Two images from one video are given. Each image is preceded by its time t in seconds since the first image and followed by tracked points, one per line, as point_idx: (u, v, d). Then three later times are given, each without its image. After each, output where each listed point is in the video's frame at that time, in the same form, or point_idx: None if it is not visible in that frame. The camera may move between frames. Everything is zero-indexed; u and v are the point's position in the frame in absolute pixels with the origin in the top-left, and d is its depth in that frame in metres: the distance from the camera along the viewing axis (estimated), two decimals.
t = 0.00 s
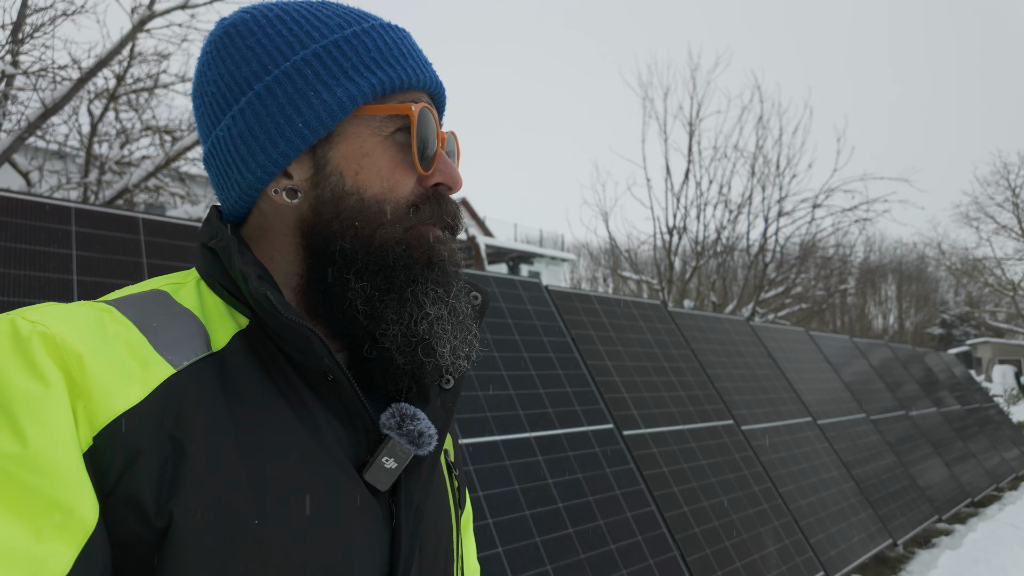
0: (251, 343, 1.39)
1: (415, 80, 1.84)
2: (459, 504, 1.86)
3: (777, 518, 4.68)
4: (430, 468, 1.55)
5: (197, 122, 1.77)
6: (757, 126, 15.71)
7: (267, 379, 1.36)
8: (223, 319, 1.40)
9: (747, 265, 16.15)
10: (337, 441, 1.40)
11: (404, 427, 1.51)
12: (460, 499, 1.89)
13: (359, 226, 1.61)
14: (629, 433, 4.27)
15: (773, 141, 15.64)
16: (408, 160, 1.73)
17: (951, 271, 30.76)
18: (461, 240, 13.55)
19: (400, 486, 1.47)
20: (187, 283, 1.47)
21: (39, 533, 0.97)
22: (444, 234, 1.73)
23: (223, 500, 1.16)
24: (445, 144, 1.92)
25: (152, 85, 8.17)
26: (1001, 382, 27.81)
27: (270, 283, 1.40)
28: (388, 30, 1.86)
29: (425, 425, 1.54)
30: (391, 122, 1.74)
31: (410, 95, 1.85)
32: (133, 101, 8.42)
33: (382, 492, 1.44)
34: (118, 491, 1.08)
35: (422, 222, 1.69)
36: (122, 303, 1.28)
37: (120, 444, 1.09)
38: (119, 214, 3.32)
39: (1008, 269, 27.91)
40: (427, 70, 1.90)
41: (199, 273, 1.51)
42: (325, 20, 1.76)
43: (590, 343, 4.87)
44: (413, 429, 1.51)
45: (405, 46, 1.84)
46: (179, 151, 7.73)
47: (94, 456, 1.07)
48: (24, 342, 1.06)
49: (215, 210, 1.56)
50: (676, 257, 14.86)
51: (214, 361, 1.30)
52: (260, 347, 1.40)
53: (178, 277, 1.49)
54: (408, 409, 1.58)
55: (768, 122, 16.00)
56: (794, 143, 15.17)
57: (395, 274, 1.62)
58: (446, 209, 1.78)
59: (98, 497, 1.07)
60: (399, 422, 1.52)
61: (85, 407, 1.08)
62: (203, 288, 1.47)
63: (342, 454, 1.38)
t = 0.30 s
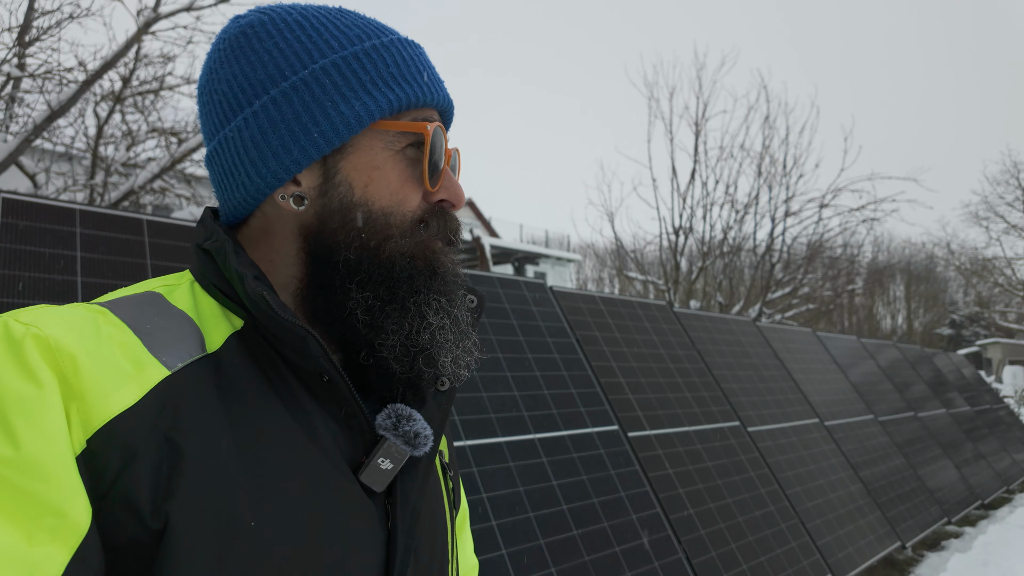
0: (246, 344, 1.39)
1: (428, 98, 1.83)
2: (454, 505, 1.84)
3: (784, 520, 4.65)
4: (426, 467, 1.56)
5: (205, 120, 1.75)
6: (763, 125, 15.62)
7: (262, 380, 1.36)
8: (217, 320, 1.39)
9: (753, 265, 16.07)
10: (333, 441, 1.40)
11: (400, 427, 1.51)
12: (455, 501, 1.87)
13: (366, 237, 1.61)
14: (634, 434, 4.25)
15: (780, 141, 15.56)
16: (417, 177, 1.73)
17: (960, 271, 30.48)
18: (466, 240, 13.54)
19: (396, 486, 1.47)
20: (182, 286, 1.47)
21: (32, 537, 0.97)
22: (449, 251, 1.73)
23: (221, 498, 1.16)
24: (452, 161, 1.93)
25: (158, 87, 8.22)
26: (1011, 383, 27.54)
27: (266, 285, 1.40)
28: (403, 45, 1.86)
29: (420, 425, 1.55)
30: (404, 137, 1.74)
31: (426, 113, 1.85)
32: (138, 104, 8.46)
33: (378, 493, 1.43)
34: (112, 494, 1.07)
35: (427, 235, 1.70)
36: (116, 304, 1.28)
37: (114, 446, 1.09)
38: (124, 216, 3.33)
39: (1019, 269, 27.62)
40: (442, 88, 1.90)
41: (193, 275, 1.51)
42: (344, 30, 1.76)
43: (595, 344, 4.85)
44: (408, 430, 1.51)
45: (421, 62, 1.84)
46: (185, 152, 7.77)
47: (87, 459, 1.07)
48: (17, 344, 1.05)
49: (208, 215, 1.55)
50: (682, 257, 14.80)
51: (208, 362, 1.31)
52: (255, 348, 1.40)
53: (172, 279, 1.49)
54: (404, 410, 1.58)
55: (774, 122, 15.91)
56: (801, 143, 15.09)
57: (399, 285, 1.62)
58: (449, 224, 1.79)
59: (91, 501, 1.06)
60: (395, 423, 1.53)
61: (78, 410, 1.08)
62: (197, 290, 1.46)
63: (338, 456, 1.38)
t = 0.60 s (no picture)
0: (234, 351, 1.39)
1: (321, 64, 1.83)
2: (449, 517, 1.77)
3: (791, 523, 4.61)
4: (413, 476, 1.50)
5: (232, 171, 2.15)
6: (771, 125, 15.52)
7: (248, 387, 1.36)
8: (205, 326, 1.40)
9: (761, 265, 15.98)
10: (318, 448, 1.38)
11: (386, 435, 1.47)
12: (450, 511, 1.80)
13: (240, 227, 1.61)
14: (640, 437, 4.22)
15: (788, 140, 15.45)
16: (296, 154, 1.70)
17: (971, 271, 30.18)
18: (473, 242, 13.53)
19: (383, 495, 1.43)
20: (173, 293, 1.48)
21: (23, 532, 0.97)
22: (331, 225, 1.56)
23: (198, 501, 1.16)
24: (377, 138, 1.81)
25: (164, 90, 8.26)
26: None
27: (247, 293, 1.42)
28: (319, 28, 1.90)
29: (407, 433, 1.50)
30: (285, 120, 1.74)
31: (322, 84, 1.84)
32: (145, 106, 8.51)
33: (365, 501, 1.40)
34: (93, 495, 1.09)
35: (298, 214, 1.55)
36: (106, 310, 1.29)
37: (98, 448, 1.10)
38: (128, 219, 3.35)
39: None
40: (351, 55, 1.86)
41: (184, 282, 1.51)
42: (267, 38, 1.92)
43: (600, 345, 4.83)
44: (394, 437, 1.47)
45: (318, 35, 1.85)
46: (191, 154, 7.82)
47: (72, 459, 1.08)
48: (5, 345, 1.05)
49: (205, 224, 1.60)
50: (689, 258, 14.72)
51: (193, 370, 1.31)
52: (242, 354, 1.40)
53: (164, 287, 1.50)
54: (390, 416, 1.53)
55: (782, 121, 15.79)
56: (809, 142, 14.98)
57: (272, 273, 1.51)
58: (338, 205, 1.61)
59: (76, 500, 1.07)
60: (381, 430, 1.47)
61: (64, 411, 1.08)
62: (188, 298, 1.47)
63: (324, 464, 1.36)
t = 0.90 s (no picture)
0: (249, 364, 1.41)
1: (314, 83, 1.85)
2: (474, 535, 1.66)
3: (801, 527, 4.58)
4: (425, 494, 1.45)
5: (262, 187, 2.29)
6: (779, 125, 15.44)
7: (259, 401, 1.37)
8: (225, 336, 1.43)
9: (768, 266, 15.90)
10: (325, 462, 1.36)
11: (392, 452, 1.40)
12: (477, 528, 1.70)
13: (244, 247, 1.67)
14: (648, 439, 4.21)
15: (796, 140, 15.37)
16: (294, 177, 1.75)
17: (981, 272, 29.97)
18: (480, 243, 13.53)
19: (391, 513, 1.39)
20: (199, 305, 1.53)
21: (53, 525, 1.01)
22: (328, 244, 1.60)
23: (195, 510, 1.16)
24: (375, 154, 1.82)
25: (173, 93, 8.31)
26: None
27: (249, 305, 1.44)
28: (319, 44, 1.94)
29: (414, 451, 1.43)
30: (280, 139, 1.80)
31: (317, 102, 1.88)
32: (154, 109, 8.56)
33: (372, 519, 1.36)
34: (106, 496, 1.11)
35: (296, 236, 1.59)
36: (132, 320, 1.34)
37: (111, 453, 1.12)
38: (137, 222, 3.36)
39: None
40: (344, 70, 1.87)
41: (211, 294, 1.56)
42: (272, 62, 1.99)
43: (608, 348, 4.82)
44: (399, 456, 1.40)
45: (313, 53, 1.88)
46: (200, 157, 7.86)
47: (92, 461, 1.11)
48: (35, 351, 1.11)
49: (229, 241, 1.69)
50: (696, 259, 14.68)
51: (207, 381, 1.33)
52: (257, 366, 1.42)
53: (193, 298, 1.56)
54: (399, 433, 1.47)
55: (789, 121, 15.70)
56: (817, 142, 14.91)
57: (274, 291, 1.54)
58: (333, 223, 1.64)
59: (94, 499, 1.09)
60: (387, 446, 1.42)
61: (85, 415, 1.12)
62: (212, 309, 1.52)
63: (330, 480, 1.34)
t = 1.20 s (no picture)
0: (274, 367, 1.43)
1: (332, 90, 1.86)
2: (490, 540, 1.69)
3: (806, 528, 4.56)
4: (447, 496, 1.48)
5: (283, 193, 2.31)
6: (782, 125, 15.40)
7: (285, 404, 1.38)
8: (250, 342, 1.45)
9: (772, 266, 15.86)
10: (349, 466, 1.38)
11: (416, 456, 1.43)
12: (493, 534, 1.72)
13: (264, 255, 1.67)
14: (653, 441, 4.20)
15: (800, 140, 15.32)
16: (315, 183, 1.75)
17: (985, 272, 29.82)
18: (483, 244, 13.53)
19: (413, 517, 1.41)
20: (224, 308, 1.55)
21: (77, 526, 1.01)
22: (346, 254, 1.60)
23: (223, 512, 1.16)
24: (393, 158, 1.82)
25: (178, 94, 8.33)
26: None
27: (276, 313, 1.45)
28: (337, 50, 1.95)
29: (437, 454, 1.46)
30: (300, 146, 1.80)
31: (335, 109, 1.88)
32: (159, 111, 8.59)
33: (395, 523, 1.38)
34: (131, 497, 1.11)
35: (316, 243, 1.59)
36: (159, 322, 1.34)
37: (138, 454, 1.12)
38: (144, 223, 3.37)
39: None
40: (362, 76, 1.87)
41: (235, 298, 1.59)
42: (291, 69, 2.00)
43: (613, 349, 4.81)
44: (423, 459, 1.43)
45: (332, 60, 1.89)
46: (204, 158, 7.87)
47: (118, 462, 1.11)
48: (65, 351, 1.11)
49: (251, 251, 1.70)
50: (700, 259, 14.64)
51: (233, 384, 1.34)
52: (283, 371, 1.44)
53: (218, 302, 1.58)
54: (422, 436, 1.49)
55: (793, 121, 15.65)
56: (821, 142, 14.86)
57: (297, 298, 1.53)
58: (352, 231, 1.64)
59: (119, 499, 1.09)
60: (411, 450, 1.44)
61: (113, 416, 1.12)
62: (237, 314, 1.54)
63: (354, 483, 1.35)
